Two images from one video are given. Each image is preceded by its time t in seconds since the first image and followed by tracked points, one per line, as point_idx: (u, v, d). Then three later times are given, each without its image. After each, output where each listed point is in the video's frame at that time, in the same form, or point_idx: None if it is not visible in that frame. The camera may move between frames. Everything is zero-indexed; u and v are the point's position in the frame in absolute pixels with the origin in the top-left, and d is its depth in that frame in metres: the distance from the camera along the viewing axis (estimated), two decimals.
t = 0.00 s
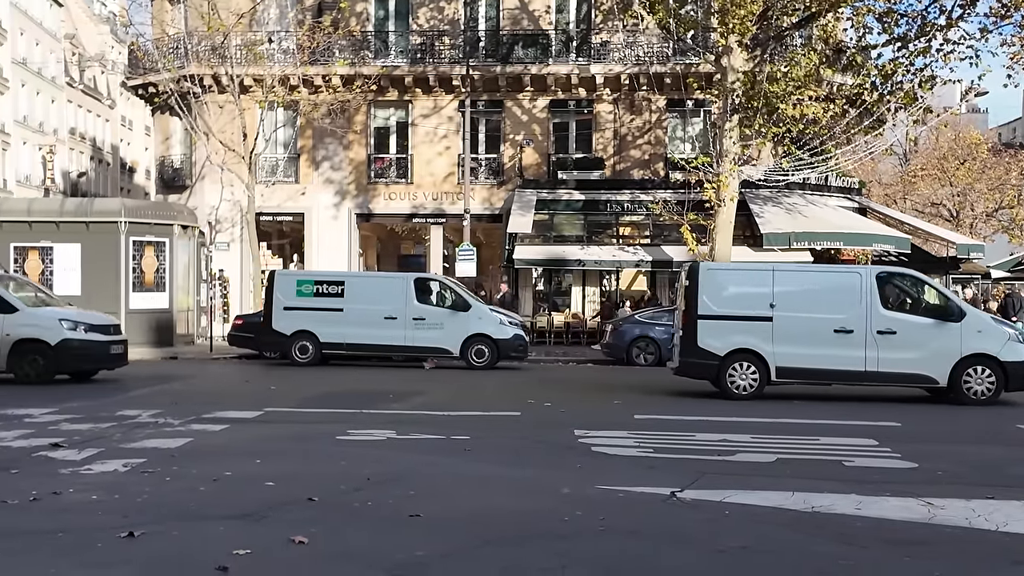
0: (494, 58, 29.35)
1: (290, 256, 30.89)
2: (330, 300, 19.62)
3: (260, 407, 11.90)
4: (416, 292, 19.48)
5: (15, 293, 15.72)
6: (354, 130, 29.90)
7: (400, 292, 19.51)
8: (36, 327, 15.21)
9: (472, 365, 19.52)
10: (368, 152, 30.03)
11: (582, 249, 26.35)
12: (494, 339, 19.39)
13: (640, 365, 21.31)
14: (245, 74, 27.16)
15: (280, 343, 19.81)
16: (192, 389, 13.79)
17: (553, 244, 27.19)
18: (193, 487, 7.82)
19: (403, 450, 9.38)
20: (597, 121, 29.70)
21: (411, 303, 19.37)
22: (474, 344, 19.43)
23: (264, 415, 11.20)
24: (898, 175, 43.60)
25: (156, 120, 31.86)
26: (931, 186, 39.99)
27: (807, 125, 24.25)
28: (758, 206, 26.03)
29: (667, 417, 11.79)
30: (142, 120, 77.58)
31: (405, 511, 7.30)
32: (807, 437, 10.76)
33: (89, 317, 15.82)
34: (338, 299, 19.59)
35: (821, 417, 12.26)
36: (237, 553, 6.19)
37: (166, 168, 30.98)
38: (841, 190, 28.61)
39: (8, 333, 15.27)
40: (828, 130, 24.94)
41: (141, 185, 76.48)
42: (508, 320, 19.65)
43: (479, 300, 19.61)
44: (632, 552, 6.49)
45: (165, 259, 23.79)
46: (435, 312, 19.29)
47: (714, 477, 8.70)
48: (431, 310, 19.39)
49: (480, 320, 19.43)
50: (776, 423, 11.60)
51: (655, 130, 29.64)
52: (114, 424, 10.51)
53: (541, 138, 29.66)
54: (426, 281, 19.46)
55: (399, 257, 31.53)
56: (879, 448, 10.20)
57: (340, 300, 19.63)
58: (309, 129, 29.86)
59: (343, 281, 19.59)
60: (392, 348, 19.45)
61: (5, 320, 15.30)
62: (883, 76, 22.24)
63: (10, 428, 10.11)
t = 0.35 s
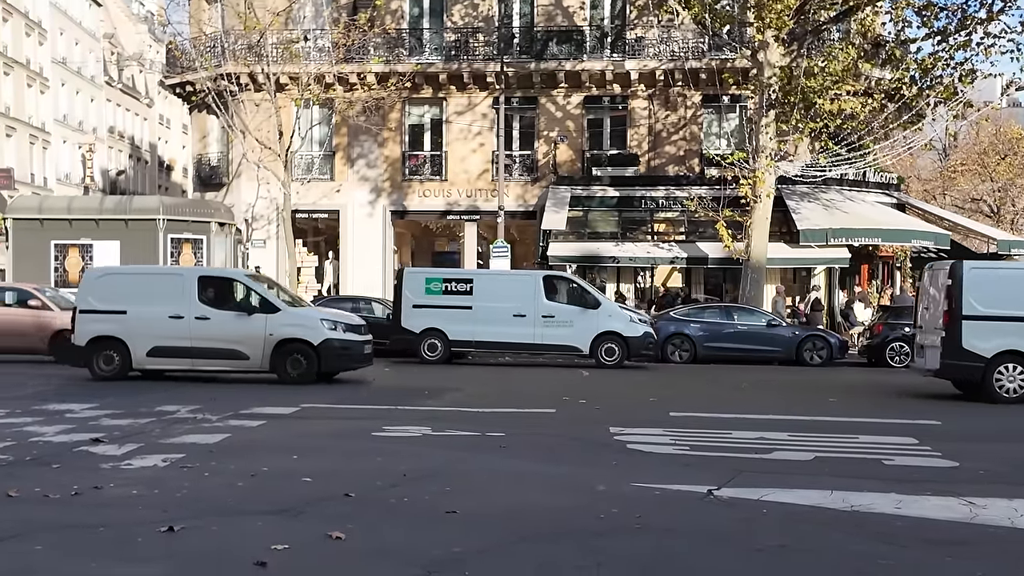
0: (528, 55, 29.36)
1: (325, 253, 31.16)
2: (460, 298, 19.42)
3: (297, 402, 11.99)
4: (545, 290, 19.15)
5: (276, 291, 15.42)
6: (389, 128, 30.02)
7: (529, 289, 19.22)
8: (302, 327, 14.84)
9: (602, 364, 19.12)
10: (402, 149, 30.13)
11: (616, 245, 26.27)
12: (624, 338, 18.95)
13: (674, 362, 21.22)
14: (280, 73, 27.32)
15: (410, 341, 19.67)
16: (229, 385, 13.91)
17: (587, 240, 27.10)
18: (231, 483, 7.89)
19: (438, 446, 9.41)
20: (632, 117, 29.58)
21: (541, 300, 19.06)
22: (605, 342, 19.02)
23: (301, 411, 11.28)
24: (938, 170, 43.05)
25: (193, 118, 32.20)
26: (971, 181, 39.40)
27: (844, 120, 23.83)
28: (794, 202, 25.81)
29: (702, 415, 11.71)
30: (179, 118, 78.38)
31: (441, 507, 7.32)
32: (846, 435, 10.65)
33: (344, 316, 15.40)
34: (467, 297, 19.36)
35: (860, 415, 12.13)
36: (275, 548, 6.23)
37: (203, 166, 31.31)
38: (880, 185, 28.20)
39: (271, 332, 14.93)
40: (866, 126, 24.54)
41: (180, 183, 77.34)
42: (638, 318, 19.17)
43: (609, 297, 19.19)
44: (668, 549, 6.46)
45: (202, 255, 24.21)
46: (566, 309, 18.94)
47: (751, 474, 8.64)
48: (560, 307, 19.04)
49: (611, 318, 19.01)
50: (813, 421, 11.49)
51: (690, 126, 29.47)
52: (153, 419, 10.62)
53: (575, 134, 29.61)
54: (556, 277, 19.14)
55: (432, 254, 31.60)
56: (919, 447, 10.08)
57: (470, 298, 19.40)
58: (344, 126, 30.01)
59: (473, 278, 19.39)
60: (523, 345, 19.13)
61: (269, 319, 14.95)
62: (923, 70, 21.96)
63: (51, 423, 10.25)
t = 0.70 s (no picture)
0: (568, 51, 29.29)
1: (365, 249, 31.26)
2: (597, 297, 19.09)
3: (338, 399, 12.08)
4: (684, 288, 19.01)
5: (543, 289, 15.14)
6: (428, 125, 30.09)
7: (670, 288, 19.03)
8: (573, 328, 14.51)
9: (745, 362, 19.11)
10: (442, 146, 30.23)
11: (656, 241, 26.13)
12: (770, 336, 18.91)
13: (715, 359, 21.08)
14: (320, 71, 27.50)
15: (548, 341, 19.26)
16: (271, 381, 14.04)
17: (626, 237, 27.05)
18: (274, 478, 7.95)
19: (479, 443, 9.42)
20: (671, 113, 29.43)
21: (681, 299, 18.91)
22: (748, 341, 18.98)
23: (342, 407, 11.35)
24: (983, 165, 42.38)
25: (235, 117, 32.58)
26: (1018, 176, 38.72)
27: (889, 114, 23.83)
28: (837, 197, 25.52)
29: (743, 412, 11.62)
30: (221, 116, 79.24)
31: (483, 504, 7.32)
32: (891, 434, 10.51)
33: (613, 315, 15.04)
34: (605, 296, 19.09)
35: (905, 413, 11.96)
36: (318, 543, 6.28)
37: (244, 164, 31.69)
38: (924, 181, 27.83)
39: (543, 332, 14.66)
40: (910, 121, 24.26)
41: (221, 181, 78.24)
42: (781, 317, 19.14)
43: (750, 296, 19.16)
44: (710, 548, 6.41)
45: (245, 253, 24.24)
46: (709, 309, 18.85)
47: (794, 473, 8.55)
48: (703, 307, 18.94)
49: (754, 316, 18.98)
50: (856, 419, 11.35)
51: (731, 121, 29.23)
52: (197, 414, 10.74)
53: (615, 131, 29.51)
54: (697, 276, 19.02)
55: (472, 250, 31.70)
56: (966, 446, 9.92)
57: (608, 297, 19.13)
58: (383, 125, 30.15)
59: (611, 277, 19.11)
60: (664, 345, 18.95)
61: (540, 319, 14.69)
62: (969, 64, 21.60)
63: (99, 418, 10.41)
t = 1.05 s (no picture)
0: (605, 47, 29.22)
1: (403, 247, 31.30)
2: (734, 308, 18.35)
3: (377, 395, 12.15)
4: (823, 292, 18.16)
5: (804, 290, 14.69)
6: (466, 123, 30.13)
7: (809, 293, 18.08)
8: (841, 330, 14.07)
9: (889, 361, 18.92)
10: (479, 144, 30.25)
11: (694, 239, 25.93)
12: (915, 337, 18.59)
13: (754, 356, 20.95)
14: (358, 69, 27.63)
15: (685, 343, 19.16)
16: (310, 377, 14.15)
17: (664, 234, 26.82)
18: (315, 474, 8.01)
19: (518, 440, 9.43)
20: (710, 109, 29.24)
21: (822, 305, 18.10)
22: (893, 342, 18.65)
23: (381, 404, 11.42)
24: None
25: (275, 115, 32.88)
26: None
27: (931, 110, 23.45)
28: (878, 193, 25.17)
29: (784, 411, 11.53)
30: (260, 114, 79.96)
31: (523, 501, 7.32)
32: (934, 433, 10.37)
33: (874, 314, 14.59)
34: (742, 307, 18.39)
35: (949, 412, 11.80)
36: (359, 539, 6.31)
37: (284, 162, 31.99)
38: (968, 176, 27.44)
39: (810, 335, 14.20)
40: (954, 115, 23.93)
41: (260, 180, 78.95)
42: (924, 315, 18.73)
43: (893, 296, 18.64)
44: (752, 546, 6.36)
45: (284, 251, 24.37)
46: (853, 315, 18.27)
47: (836, 472, 8.46)
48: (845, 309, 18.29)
49: (897, 317, 18.58)
50: (899, 418, 11.22)
51: (771, 117, 28.98)
52: (238, 410, 10.85)
53: (653, 127, 29.34)
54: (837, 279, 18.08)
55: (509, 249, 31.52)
56: (1012, 445, 9.76)
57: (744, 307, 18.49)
58: (421, 122, 30.24)
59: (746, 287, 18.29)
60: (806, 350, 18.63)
61: (807, 321, 14.20)
62: (1014, 58, 21.16)
63: (142, 413, 10.55)
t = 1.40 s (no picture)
0: (651, 44, 29.08)
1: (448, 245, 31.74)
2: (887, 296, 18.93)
3: (425, 392, 12.20)
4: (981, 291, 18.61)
5: None
6: (511, 120, 30.16)
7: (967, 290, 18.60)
8: None
9: None
10: (524, 141, 30.24)
11: (742, 236, 25.81)
12: None
13: (803, 355, 20.78)
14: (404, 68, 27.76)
15: (829, 340, 19.28)
16: (357, 374, 14.26)
17: (711, 232, 26.60)
18: (364, 470, 8.07)
19: (565, 438, 9.41)
20: (758, 106, 28.95)
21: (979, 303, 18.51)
22: None
23: (428, 401, 11.47)
24: None
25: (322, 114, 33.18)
26: None
27: (985, 106, 22.65)
28: (931, 190, 24.80)
29: (835, 410, 11.39)
30: (307, 113, 80.68)
31: (571, 499, 7.31)
32: (989, 433, 10.18)
33: None
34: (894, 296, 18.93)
35: (1004, 412, 11.57)
36: (409, 535, 6.34)
37: (331, 161, 32.30)
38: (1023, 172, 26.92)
39: None
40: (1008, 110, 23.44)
41: (308, 178, 79.70)
42: None
43: None
44: (803, 547, 6.29)
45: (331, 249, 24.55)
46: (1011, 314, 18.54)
47: (888, 473, 8.34)
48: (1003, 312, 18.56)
49: None
50: (953, 418, 11.03)
51: (820, 113, 28.66)
52: (287, 407, 10.96)
53: (700, 124, 29.14)
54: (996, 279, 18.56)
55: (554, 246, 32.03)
56: None
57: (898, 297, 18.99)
58: (467, 120, 30.35)
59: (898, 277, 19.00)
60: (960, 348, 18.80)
61: None
62: None
63: (194, 409, 10.70)
